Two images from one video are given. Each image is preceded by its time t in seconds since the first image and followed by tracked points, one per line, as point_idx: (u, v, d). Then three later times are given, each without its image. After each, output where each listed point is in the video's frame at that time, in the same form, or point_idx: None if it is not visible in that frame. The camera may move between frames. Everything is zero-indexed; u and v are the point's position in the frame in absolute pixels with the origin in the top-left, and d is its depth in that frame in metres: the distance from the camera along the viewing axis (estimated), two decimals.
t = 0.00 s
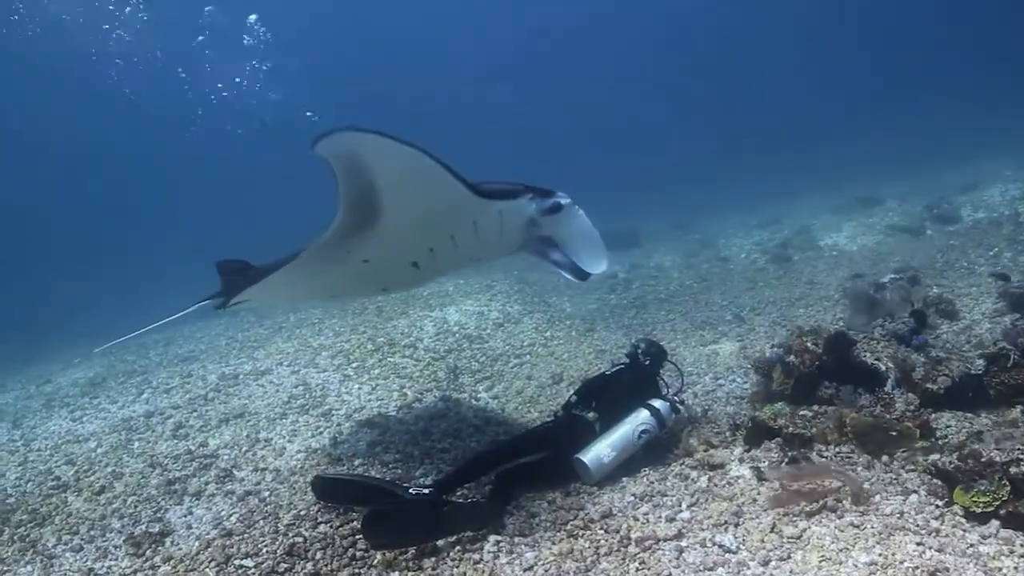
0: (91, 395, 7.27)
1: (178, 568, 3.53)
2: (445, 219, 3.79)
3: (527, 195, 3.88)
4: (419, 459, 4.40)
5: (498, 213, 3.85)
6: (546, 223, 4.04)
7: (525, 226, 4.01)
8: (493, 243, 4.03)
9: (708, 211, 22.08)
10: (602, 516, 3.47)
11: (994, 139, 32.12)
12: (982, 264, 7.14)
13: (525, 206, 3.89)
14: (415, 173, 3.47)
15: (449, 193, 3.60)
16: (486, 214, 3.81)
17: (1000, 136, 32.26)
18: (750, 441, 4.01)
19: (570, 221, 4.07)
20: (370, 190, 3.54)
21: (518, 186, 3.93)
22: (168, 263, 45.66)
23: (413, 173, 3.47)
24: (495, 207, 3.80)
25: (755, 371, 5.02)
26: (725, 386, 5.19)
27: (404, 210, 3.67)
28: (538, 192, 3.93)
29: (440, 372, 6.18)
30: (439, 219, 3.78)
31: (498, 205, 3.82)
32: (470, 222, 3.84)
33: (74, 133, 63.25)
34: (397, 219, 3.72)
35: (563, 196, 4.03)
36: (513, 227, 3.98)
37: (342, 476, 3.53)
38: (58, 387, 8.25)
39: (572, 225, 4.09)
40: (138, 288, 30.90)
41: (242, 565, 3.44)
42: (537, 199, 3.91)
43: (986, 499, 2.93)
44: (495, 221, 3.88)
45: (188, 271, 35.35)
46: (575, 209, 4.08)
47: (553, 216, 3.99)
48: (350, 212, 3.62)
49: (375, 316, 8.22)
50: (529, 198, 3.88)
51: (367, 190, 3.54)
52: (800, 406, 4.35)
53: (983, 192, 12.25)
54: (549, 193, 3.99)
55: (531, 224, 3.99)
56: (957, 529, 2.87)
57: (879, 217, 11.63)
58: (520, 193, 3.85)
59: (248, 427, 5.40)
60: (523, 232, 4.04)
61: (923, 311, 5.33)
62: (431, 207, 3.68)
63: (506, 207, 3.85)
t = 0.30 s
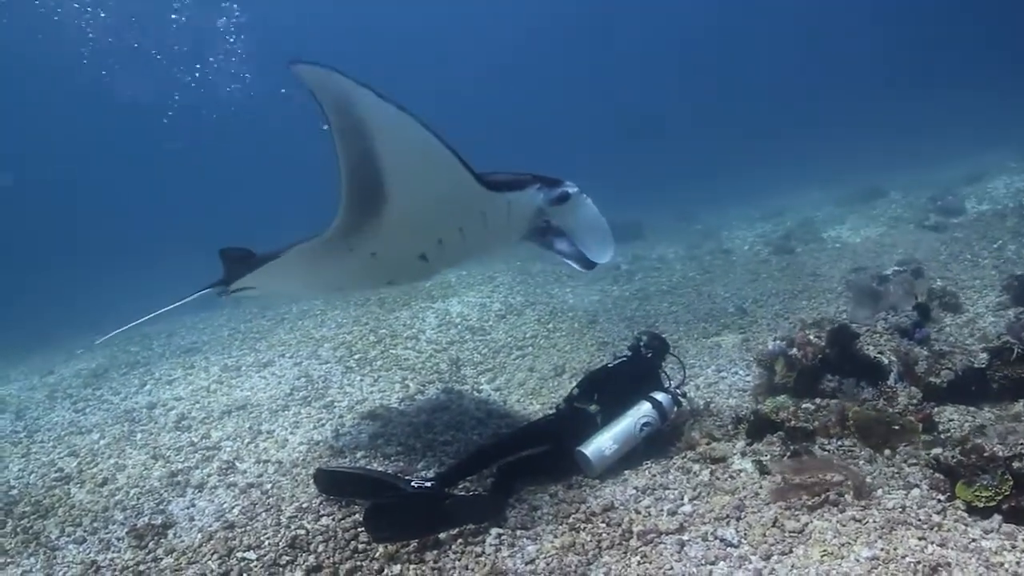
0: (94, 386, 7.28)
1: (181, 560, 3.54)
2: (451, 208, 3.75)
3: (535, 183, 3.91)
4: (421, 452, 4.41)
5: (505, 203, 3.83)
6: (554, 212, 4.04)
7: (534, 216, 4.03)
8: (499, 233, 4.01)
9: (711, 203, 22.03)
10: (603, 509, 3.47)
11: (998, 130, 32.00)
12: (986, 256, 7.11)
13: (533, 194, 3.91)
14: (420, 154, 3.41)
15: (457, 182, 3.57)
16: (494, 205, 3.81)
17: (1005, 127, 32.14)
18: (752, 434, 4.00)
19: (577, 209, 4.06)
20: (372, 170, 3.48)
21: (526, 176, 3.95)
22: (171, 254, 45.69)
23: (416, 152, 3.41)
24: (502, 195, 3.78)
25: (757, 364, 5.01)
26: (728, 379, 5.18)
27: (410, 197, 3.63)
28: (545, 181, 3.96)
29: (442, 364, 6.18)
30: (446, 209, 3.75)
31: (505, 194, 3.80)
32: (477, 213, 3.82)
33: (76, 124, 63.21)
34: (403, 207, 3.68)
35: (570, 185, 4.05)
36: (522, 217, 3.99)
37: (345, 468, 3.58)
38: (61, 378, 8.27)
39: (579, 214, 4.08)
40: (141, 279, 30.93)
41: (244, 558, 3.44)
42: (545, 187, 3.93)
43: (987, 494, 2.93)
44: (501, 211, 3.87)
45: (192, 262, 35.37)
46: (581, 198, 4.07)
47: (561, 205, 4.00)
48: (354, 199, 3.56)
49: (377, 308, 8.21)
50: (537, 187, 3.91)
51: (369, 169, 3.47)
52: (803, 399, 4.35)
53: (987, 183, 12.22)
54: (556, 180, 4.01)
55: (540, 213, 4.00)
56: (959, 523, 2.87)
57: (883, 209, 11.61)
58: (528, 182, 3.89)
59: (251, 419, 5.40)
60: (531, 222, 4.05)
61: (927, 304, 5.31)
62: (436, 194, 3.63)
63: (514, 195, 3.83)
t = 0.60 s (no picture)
0: (87, 383, 7.26)
1: (174, 558, 3.53)
2: (450, 201, 3.71)
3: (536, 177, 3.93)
4: (415, 449, 4.40)
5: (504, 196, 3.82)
6: (554, 203, 4.11)
7: (534, 209, 4.07)
8: (498, 225, 4.02)
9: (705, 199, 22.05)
10: (597, 506, 3.47)
11: (991, 127, 32.11)
12: (979, 253, 7.14)
13: (534, 188, 3.94)
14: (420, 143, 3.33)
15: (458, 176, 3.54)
16: (496, 202, 3.81)
17: (997, 124, 32.25)
18: (746, 431, 4.00)
19: (576, 202, 4.12)
20: (369, 160, 3.37)
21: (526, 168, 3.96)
22: (164, 250, 45.56)
23: (407, 136, 3.29)
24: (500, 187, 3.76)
25: (752, 361, 5.03)
26: (722, 376, 5.19)
27: (408, 191, 3.55)
28: (545, 175, 3.97)
29: (436, 361, 6.18)
30: (444, 202, 3.69)
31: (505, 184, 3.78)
32: (476, 206, 3.80)
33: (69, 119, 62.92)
34: (401, 202, 3.60)
35: (570, 177, 4.11)
36: (522, 211, 4.02)
37: (340, 467, 3.60)
38: (54, 374, 8.24)
39: (579, 206, 4.14)
40: (134, 275, 30.84)
41: (238, 556, 3.44)
42: (544, 182, 3.95)
43: (980, 492, 2.94)
44: (500, 204, 3.85)
45: (185, 258, 35.27)
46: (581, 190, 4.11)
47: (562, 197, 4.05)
48: (353, 196, 3.45)
49: (372, 304, 8.20)
50: (537, 181, 3.91)
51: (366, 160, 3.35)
52: (796, 395, 4.36)
53: (980, 181, 12.26)
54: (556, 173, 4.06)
55: (539, 206, 4.05)
56: (952, 521, 2.87)
57: (876, 206, 11.64)
58: (528, 177, 3.89)
59: (245, 416, 5.39)
60: (531, 215, 4.10)
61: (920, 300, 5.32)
62: (434, 186, 3.56)
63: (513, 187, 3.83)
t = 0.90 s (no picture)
0: (85, 385, 7.25)
1: (173, 561, 3.52)
2: (452, 201, 3.68)
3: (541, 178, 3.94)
4: (415, 451, 4.40)
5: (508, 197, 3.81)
6: (557, 203, 4.12)
7: (537, 208, 4.08)
8: (500, 225, 4.01)
9: (704, 201, 22.06)
10: (597, 509, 3.46)
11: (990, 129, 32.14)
12: (978, 255, 7.14)
13: (538, 189, 3.93)
14: (426, 142, 3.29)
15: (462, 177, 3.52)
16: (500, 204, 3.80)
17: (995, 127, 32.28)
18: (746, 434, 4.00)
19: (579, 201, 4.19)
20: (376, 162, 3.33)
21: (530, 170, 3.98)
22: (163, 251, 45.54)
23: (415, 135, 3.26)
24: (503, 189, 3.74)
25: (751, 363, 5.03)
26: (721, 378, 5.19)
27: (412, 190, 3.52)
28: (550, 176, 3.97)
29: (436, 363, 6.18)
30: (447, 202, 3.67)
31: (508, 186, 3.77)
32: (479, 207, 3.78)
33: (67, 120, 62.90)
34: (403, 201, 3.57)
35: (572, 177, 4.12)
36: (524, 211, 4.01)
37: (340, 469, 3.59)
38: (52, 376, 8.23)
39: (582, 204, 4.21)
40: (133, 276, 30.81)
41: (237, 559, 3.43)
42: (549, 182, 3.96)
43: (981, 494, 2.94)
44: (503, 206, 3.84)
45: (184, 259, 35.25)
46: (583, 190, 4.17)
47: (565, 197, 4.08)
48: (359, 196, 3.42)
49: (371, 306, 8.20)
50: (542, 181, 3.92)
51: (370, 158, 3.30)
52: (796, 398, 4.36)
53: (978, 183, 12.28)
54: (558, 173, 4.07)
55: (544, 206, 4.06)
56: (953, 523, 2.87)
57: (875, 208, 11.65)
58: (533, 177, 3.89)
59: (244, 418, 5.38)
60: (533, 214, 4.10)
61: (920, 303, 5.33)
62: (438, 185, 3.53)
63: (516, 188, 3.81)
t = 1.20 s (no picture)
0: (85, 386, 7.23)
1: (173, 564, 3.51)
2: (459, 206, 3.68)
3: (546, 180, 3.91)
4: (415, 454, 4.39)
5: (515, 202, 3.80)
6: (562, 205, 4.10)
7: (541, 209, 4.06)
8: (504, 228, 4.01)
9: (704, 203, 22.06)
10: (599, 513, 3.46)
11: (991, 131, 32.16)
12: (980, 258, 7.14)
13: (544, 192, 3.91)
14: (438, 148, 3.28)
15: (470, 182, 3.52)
16: (506, 208, 3.79)
17: (995, 130, 32.30)
18: (747, 437, 3.99)
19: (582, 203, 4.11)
20: (388, 165, 3.33)
21: (537, 172, 3.96)
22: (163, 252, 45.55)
23: (428, 141, 3.25)
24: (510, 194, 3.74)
25: (752, 366, 5.02)
26: (722, 381, 5.18)
27: (421, 192, 3.52)
28: (555, 177, 3.96)
29: (436, 365, 6.17)
30: (454, 206, 3.67)
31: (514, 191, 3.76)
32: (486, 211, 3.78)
33: (67, 121, 62.91)
34: (412, 203, 3.57)
35: (577, 179, 4.10)
36: (528, 213, 4.00)
37: (340, 472, 3.58)
38: (51, 378, 8.21)
39: (584, 205, 4.14)
40: (133, 277, 30.82)
41: (237, 562, 3.42)
42: (555, 183, 3.94)
43: (983, 498, 2.93)
44: (509, 210, 3.83)
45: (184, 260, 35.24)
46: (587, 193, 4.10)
47: (571, 199, 4.05)
48: (368, 196, 3.43)
49: (372, 307, 8.19)
50: (547, 182, 3.91)
51: (383, 159, 3.30)
52: (797, 401, 4.35)
53: (978, 186, 12.29)
54: (564, 175, 4.05)
55: (549, 207, 4.05)
56: (955, 528, 2.86)
57: (875, 210, 11.66)
58: (538, 179, 3.88)
59: (244, 420, 5.37)
60: (538, 215, 4.08)
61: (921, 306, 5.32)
62: (446, 190, 3.53)
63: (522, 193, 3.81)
